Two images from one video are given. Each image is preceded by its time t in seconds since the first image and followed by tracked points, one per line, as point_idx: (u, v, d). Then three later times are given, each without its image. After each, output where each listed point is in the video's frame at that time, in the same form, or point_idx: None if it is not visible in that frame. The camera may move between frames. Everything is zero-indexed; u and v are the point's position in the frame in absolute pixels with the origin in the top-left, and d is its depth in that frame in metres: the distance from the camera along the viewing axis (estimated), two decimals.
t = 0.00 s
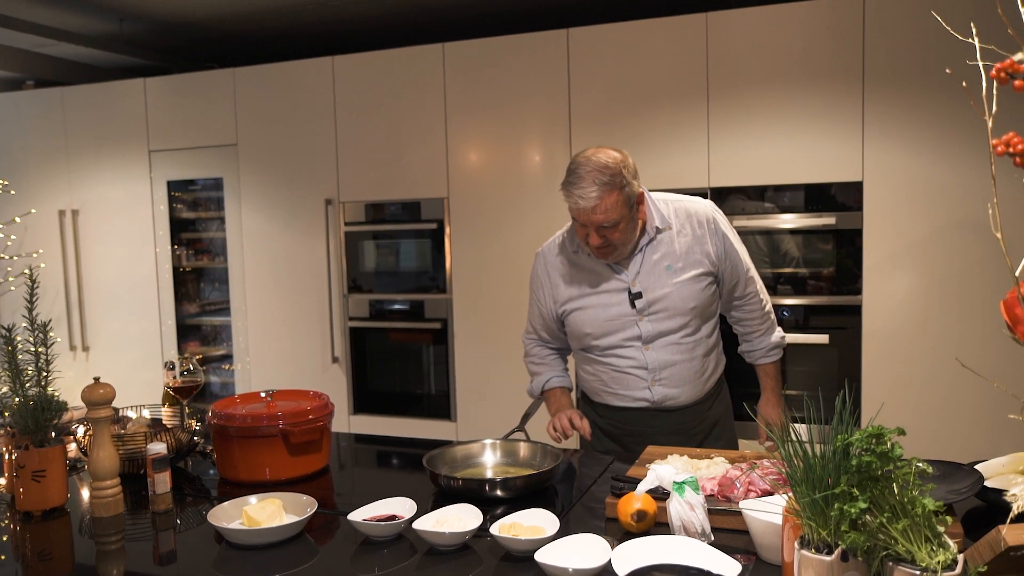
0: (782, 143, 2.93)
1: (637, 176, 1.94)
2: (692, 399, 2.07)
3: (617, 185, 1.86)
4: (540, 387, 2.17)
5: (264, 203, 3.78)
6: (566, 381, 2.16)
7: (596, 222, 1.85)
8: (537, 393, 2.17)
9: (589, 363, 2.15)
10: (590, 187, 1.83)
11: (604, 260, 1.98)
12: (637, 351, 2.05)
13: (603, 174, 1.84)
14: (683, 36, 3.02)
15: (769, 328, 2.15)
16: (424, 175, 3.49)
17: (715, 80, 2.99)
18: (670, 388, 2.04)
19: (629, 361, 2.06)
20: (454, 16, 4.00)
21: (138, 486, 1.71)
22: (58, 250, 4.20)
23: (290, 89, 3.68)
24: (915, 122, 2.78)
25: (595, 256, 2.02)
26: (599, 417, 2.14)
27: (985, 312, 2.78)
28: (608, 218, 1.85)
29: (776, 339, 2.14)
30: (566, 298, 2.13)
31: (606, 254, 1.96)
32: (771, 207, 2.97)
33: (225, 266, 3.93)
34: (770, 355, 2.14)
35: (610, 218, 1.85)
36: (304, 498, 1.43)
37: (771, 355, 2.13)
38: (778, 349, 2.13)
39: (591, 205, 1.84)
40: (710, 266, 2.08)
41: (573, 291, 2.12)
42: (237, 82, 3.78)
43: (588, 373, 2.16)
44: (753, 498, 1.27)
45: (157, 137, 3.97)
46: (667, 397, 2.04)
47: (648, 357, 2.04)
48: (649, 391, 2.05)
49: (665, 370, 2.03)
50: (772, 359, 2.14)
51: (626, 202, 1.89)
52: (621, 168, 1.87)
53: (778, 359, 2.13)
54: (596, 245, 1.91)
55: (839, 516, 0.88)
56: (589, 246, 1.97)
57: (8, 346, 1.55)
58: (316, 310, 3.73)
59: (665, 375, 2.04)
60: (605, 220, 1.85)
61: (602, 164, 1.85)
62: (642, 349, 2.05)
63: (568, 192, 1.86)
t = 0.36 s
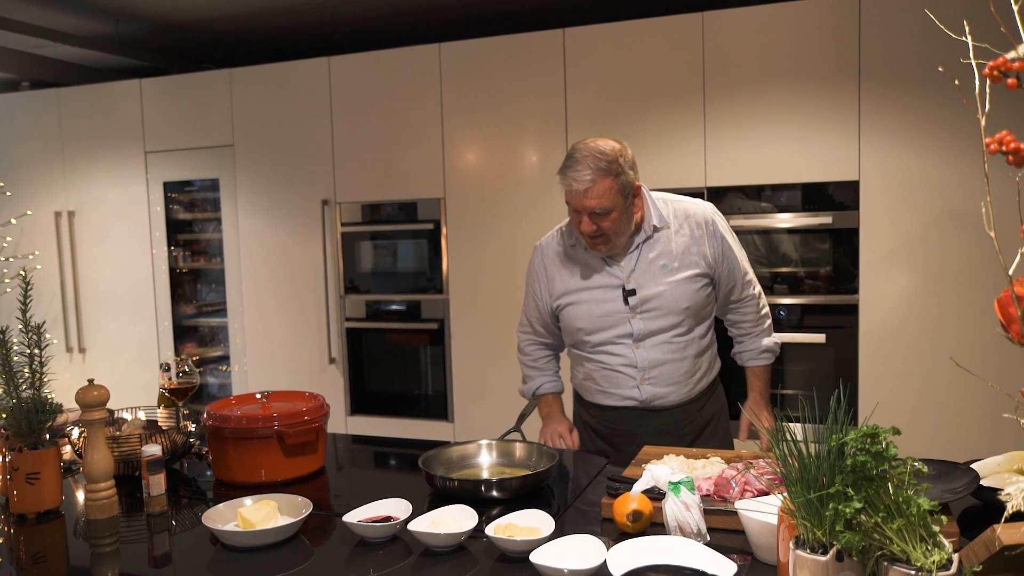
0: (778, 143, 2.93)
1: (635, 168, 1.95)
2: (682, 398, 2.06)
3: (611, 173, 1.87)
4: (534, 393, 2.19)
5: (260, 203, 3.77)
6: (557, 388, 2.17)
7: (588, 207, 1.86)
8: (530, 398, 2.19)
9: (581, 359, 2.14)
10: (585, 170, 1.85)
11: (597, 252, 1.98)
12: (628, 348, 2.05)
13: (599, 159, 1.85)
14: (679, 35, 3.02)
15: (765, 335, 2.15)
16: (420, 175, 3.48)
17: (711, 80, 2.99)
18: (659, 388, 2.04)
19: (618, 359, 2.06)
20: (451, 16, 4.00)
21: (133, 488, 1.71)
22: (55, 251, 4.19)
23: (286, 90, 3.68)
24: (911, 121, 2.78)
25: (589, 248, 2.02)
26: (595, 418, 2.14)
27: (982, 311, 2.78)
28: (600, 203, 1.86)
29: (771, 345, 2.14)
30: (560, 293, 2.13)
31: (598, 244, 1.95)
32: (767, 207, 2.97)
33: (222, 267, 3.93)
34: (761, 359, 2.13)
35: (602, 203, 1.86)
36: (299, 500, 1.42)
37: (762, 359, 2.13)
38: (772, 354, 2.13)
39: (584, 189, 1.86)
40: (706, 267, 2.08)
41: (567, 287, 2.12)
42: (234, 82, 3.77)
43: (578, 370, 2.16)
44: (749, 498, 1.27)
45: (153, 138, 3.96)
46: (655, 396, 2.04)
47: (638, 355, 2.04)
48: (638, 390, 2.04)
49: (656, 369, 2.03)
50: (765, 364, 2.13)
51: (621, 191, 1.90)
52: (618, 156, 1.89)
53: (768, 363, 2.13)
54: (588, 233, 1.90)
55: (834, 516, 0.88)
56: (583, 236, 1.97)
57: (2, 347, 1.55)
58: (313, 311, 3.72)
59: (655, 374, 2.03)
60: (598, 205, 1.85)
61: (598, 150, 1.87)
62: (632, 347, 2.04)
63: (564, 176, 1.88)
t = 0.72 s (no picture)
0: (772, 142, 2.93)
1: (673, 161, 1.97)
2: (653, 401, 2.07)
3: (648, 158, 1.90)
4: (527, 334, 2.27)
5: (254, 204, 3.76)
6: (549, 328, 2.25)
7: (617, 187, 1.90)
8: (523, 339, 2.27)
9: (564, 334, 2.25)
10: (624, 150, 1.89)
11: (619, 237, 2.01)
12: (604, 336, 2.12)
13: (640, 143, 1.89)
14: (674, 35, 3.03)
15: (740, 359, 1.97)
16: (415, 176, 3.48)
17: (705, 80, 3.00)
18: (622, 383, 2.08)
19: (594, 344, 2.14)
20: (446, 16, 3.99)
21: (127, 491, 1.70)
22: (48, 253, 4.17)
23: (280, 91, 3.67)
24: (906, 121, 2.79)
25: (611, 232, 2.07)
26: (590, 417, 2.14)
27: (975, 310, 2.79)
28: (633, 186, 1.89)
29: (739, 361, 1.95)
30: (564, 264, 2.24)
31: (621, 230, 1.99)
32: (762, 206, 2.97)
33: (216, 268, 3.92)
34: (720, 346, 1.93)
35: (634, 188, 1.89)
36: (293, 501, 1.42)
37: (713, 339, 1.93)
38: (732, 361, 1.93)
39: (619, 169, 1.90)
40: (704, 284, 2.05)
41: (572, 264, 2.21)
42: (227, 83, 3.76)
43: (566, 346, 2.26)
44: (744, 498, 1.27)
45: (147, 139, 3.95)
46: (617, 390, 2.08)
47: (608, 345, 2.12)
48: (602, 379, 2.10)
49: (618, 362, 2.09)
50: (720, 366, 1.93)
51: (655, 179, 1.92)
52: (657, 143, 1.91)
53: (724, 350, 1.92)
54: (613, 215, 1.94)
55: (830, 515, 0.88)
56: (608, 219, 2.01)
57: None
58: (307, 312, 3.72)
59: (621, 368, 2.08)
60: (627, 187, 1.89)
61: (640, 133, 1.90)
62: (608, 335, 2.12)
63: (603, 153, 1.93)
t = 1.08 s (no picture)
0: (767, 142, 2.94)
1: (613, 162, 2.05)
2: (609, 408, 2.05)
3: (585, 157, 1.99)
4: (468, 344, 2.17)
5: (249, 205, 3.75)
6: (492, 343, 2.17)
7: (556, 185, 2.00)
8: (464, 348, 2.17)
9: (521, 341, 2.26)
10: (560, 150, 1.99)
11: (563, 235, 2.10)
12: (559, 339, 2.14)
13: (576, 143, 1.98)
14: (669, 35, 3.03)
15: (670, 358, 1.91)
16: (410, 176, 3.47)
17: (701, 80, 3.00)
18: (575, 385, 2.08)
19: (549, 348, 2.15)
20: (441, 16, 3.99)
21: (123, 493, 1.69)
22: (41, 255, 4.15)
23: (275, 91, 3.66)
24: (900, 120, 2.80)
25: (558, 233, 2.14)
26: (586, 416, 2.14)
27: (970, 309, 2.80)
28: (568, 182, 1.98)
29: (665, 364, 1.88)
30: (516, 270, 2.25)
31: (566, 228, 2.07)
32: (757, 206, 2.98)
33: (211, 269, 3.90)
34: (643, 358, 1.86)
35: (570, 183, 1.99)
36: (291, 503, 1.41)
37: (636, 353, 1.85)
38: (656, 368, 1.86)
39: (557, 166, 1.99)
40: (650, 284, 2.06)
41: (528, 269, 2.23)
42: (222, 83, 3.75)
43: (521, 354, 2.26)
44: (743, 497, 1.27)
45: (141, 140, 3.93)
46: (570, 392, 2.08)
47: (565, 347, 2.13)
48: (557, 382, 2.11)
49: (573, 365, 2.10)
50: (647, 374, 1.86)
51: (593, 177, 2.01)
52: (595, 144, 2.00)
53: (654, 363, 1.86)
54: (554, 213, 2.03)
55: (830, 515, 0.88)
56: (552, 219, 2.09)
57: None
58: (303, 313, 3.71)
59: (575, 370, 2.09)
60: (564, 185, 1.98)
61: (577, 135, 2.00)
62: (562, 339, 2.14)
63: (544, 154, 2.04)
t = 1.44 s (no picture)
0: (769, 143, 2.94)
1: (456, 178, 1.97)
2: (498, 408, 2.06)
3: (428, 180, 1.90)
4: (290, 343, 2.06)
5: (250, 205, 3.75)
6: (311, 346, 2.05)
7: (406, 215, 1.90)
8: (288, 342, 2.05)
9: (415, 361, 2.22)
10: (402, 178, 1.89)
11: (425, 257, 2.02)
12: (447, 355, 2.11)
13: (411, 170, 1.89)
14: (670, 36, 3.03)
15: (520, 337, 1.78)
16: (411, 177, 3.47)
17: (702, 81, 3.00)
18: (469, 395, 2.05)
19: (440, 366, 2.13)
20: (441, 17, 3.99)
21: (127, 493, 1.69)
22: (40, 255, 4.15)
23: (275, 91, 3.66)
24: (902, 121, 2.80)
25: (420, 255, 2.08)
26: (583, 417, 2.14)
27: (971, 309, 2.81)
28: (417, 210, 1.89)
29: (510, 341, 1.75)
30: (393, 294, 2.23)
31: (428, 252, 2.00)
32: (758, 207, 2.98)
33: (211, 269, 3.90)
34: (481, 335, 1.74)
35: (419, 210, 1.89)
36: (296, 504, 1.41)
37: (472, 329, 1.75)
38: (494, 343, 1.73)
39: (403, 196, 1.89)
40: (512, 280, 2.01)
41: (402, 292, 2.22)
42: (222, 84, 3.75)
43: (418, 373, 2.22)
44: (748, 498, 1.27)
45: (141, 141, 3.93)
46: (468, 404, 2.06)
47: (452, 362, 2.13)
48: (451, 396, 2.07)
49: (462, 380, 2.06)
50: (488, 351, 1.74)
51: (440, 198, 1.92)
52: (433, 165, 1.91)
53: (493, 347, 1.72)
54: (410, 241, 1.94)
55: (838, 515, 0.88)
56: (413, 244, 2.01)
57: None
58: (303, 314, 3.71)
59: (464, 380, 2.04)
60: (414, 213, 1.89)
61: (415, 160, 1.90)
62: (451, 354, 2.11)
63: (387, 185, 1.93)
